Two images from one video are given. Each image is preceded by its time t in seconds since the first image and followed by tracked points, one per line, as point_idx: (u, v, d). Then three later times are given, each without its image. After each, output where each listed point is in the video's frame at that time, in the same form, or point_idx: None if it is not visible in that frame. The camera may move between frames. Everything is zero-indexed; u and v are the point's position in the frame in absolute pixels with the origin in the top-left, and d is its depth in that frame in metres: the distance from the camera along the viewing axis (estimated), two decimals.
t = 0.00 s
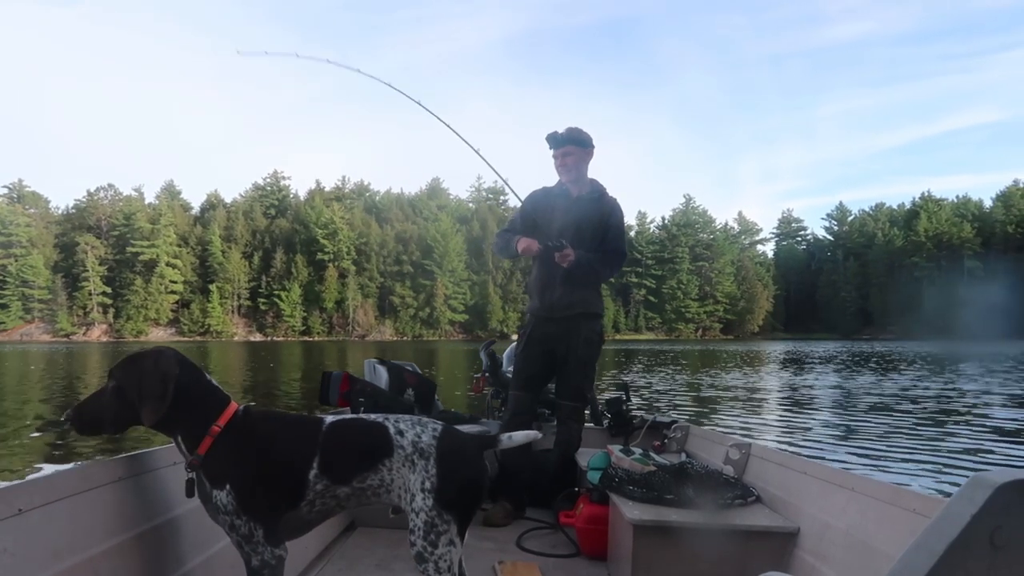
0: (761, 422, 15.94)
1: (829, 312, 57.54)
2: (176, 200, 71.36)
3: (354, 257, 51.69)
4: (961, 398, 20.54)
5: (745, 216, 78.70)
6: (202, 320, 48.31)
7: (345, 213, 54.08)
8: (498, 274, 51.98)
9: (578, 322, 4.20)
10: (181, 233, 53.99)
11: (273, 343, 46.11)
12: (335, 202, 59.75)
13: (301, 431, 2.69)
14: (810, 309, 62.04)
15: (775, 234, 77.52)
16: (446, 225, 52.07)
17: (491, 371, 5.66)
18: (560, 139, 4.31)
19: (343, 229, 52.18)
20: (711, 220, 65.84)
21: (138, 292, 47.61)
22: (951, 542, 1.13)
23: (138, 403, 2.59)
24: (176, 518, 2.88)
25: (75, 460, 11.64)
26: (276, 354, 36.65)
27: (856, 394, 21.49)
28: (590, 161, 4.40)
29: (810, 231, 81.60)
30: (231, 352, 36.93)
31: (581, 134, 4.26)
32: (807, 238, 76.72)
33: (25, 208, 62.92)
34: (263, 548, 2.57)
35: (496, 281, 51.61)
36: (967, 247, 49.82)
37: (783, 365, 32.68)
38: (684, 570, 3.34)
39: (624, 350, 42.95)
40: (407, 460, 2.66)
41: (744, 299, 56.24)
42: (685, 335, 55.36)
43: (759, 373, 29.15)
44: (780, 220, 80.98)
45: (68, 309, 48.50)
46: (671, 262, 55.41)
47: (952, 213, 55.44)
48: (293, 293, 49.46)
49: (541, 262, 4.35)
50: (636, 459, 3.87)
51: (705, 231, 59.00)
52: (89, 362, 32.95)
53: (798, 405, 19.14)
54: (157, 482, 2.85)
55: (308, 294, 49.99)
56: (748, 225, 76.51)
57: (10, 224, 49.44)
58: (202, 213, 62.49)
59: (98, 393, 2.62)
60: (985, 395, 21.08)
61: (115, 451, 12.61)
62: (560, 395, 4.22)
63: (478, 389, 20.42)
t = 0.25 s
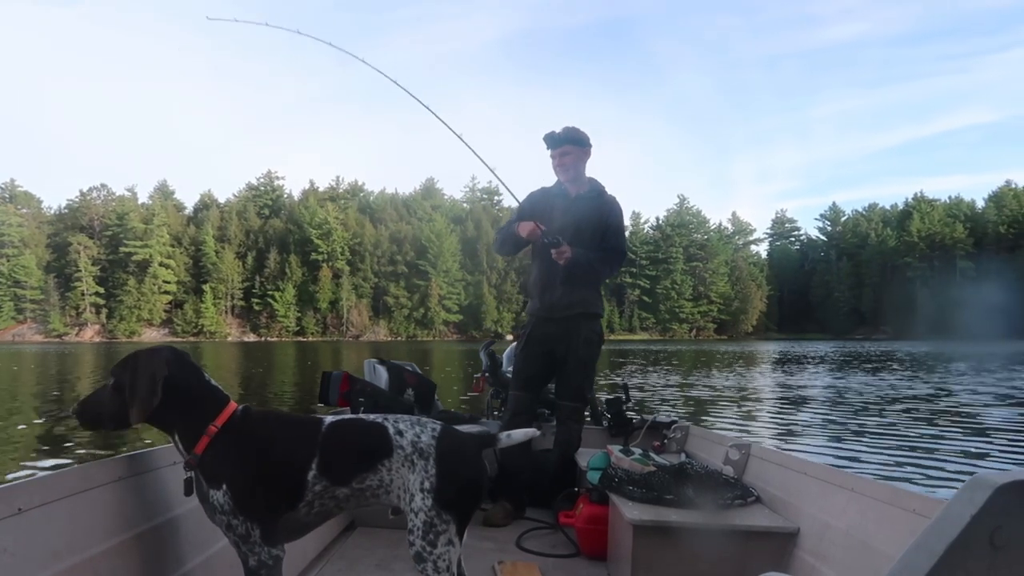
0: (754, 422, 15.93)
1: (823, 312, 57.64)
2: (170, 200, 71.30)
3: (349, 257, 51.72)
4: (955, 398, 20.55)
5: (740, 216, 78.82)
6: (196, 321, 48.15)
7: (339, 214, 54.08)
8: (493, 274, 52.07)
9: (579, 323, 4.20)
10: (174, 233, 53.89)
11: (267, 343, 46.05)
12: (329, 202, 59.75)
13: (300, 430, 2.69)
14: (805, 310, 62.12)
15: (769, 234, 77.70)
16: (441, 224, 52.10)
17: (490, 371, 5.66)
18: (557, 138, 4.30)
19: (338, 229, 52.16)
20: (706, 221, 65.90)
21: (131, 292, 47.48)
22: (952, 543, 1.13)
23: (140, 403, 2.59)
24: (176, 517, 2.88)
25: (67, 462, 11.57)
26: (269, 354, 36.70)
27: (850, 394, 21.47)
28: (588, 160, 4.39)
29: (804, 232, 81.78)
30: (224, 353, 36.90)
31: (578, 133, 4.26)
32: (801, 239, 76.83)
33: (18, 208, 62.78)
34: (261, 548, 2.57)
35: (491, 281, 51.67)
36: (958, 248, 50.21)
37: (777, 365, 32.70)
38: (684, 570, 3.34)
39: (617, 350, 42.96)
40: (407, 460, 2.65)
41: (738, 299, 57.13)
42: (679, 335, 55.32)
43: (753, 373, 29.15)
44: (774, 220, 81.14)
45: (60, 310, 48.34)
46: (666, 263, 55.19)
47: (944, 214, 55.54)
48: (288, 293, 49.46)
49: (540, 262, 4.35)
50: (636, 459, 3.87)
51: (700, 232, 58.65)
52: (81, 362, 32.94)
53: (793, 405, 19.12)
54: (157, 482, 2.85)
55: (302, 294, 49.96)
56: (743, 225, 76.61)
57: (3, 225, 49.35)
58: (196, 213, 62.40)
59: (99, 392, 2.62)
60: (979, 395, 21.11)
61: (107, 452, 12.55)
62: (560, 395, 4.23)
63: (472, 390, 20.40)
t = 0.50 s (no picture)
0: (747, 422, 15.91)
1: (816, 312, 57.78)
2: (164, 199, 71.27)
3: (343, 257, 51.75)
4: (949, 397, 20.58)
5: (734, 216, 78.96)
6: (189, 321, 48.06)
7: (333, 214, 54.11)
8: (487, 273, 52.19)
9: (580, 323, 4.20)
10: (167, 232, 53.88)
11: (261, 344, 46.06)
12: (324, 202, 59.78)
13: (300, 430, 2.69)
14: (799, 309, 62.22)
15: (763, 234, 77.86)
16: (435, 225, 52.11)
17: (490, 371, 5.66)
18: (553, 139, 4.31)
19: (332, 229, 52.16)
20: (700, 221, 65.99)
21: (125, 292, 47.49)
22: (949, 543, 1.13)
23: (142, 402, 2.60)
24: (176, 517, 2.88)
25: (60, 462, 11.55)
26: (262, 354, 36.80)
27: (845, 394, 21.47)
28: (585, 160, 4.38)
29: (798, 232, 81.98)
30: (218, 352, 36.96)
31: (574, 134, 4.26)
32: (795, 238, 76.96)
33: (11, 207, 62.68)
34: (260, 547, 2.56)
35: (485, 280, 51.80)
36: (951, 248, 49.97)
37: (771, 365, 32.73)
38: (684, 570, 3.34)
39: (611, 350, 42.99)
40: (407, 460, 2.65)
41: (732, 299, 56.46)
42: (674, 335, 55.28)
43: (747, 373, 29.18)
44: (768, 220, 81.31)
45: (54, 309, 48.25)
46: (660, 263, 54.97)
47: (938, 214, 55.47)
48: (282, 293, 49.45)
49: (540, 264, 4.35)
50: (636, 460, 3.87)
51: (694, 232, 58.38)
52: (74, 362, 33.00)
53: (788, 405, 19.11)
54: (157, 482, 2.85)
55: (297, 294, 49.97)
56: (737, 225, 76.73)
57: None
58: (190, 213, 62.37)
59: (100, 391, 2.63)
60: (973, 395, 21.15)
61: (100, 453, 12.51)
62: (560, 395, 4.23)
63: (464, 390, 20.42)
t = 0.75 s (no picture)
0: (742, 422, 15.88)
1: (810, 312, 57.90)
2: (158, 199, 71.21)
3: (337, 257, 51.81)
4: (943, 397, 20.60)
5: (728, 217, 79.08)
6: (183, 321, 47.93)
7: (328, 214, 54.13)
8: (482, 273, 52.28)
9: (580, 323, 4.20)
10: (161, 232, 53.81)
11: (255, 343, 45.99)
12: (319, 202, 59.79)
13: (300, 430, 2.69)
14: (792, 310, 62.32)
15: (757, 235, 78.00)
16: (430, 225, 52.16)
17: (491, 371, 5.66)
18: (547, 140, 4.34)
19: (327, 229, 52.17)
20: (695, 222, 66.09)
21: (119, 292, 47.45)
22: (951, 542, 1.13)
23: (142, 401, 2.59)
24: (176, 517, 2.88)
25: (51, 463, 11.49)
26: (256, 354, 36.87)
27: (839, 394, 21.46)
28: (580, 159, 4.39)
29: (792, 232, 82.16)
30: (212, 352, 36.99)
31: (568, 132, 4.28)
32: (790, 238, 77.09)
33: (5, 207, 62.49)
34: (259, 548, 2.57)
35: (480, 280, 51.87)
36: (945, 248, 50.65)
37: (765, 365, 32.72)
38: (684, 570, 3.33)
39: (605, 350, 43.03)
40: (407, 460, 2.65)
41: (727, 299, 57.55)
42: (668, 335, 55.27)
43: (741, 373, 29.18)
44: (763, 221, 81.48)
45: (47, 309, 48.12)
46: (655, 263, 54.86)
47: (931, 215, 55.58)
48: (276, 293, 49.46)
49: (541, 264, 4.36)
50: (636, 460, 3.87)
51: (689, 232, 58.27)
52: (68, 362, 33.05)
53: (782, 405, 19.08)
54: (158, 482, 2.85)
55: (291, 293, 49.92)
56: (731, 225, 76.84)
57: None
58: (183, 212, 62.28)
59: (101, 390, 2.62)
60: (966, 395, 21.18)
61: (91, 454, 12.45)
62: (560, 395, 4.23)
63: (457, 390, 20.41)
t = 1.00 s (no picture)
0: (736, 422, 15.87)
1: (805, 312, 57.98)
2: (153, 199, 71.22)
3: (332, 257, 51.91)
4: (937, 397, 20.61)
5: (723, 217, 79.21)
6: (178, 321, 47.87)
7: (322, 214, 54.20)
8: (478, 274, 52.34)
9: (579, 323, 4.20)
10: (155, 232, 53.83)
11: (250, 343, 45.99)
12: (314, 202, 59.86)
13: (300, 430, 2.69)
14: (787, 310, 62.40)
15: (751, 235, 78.15)
16: (425, 225, 52.26)
17: (491, 371, 5.66)
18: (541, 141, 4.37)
19: (322, 229, 52.19)
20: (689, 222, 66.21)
21: (113, 292, 47.48)
22: (951, 542, 1.13)
23: (143, 400, 2.59)
24: (177, 518, 2.88)
25: (43, 464, 11.46)
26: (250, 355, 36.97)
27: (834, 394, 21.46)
28: (576, 158, 4.39)
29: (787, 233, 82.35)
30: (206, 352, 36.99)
31: (562, 133, 4.30)
32: (784, 239, 77.21)
33: None
34: (259, 547, 2.57)
35: (476, 281, 51.90)
36: (939, 248, 50.79)
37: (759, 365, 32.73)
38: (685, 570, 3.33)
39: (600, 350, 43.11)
40: (406, 460, 2.65)
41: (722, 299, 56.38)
42: (664, 335, 55.29)
43: (736, 372, 29.18)
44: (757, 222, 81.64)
45: (40, 309, 48.04)
46: (651, 263, 54.92)
47: (925, 215, 55.59)
48: (271, 293, 49.46)
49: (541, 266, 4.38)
50: (636, 459, 3.87)
51: (684, 232, 58.23)
52: (61, 362, 33.13)
53: (777, 405, 19.07)
54: (159, 483, 2.85)
55: (286, 294, 49.94)
56: (726, 225, 76.95)
57: None
58: (178, 212, 62.29)
59: (102, 390, 2.62)
60: (960, 395, 21.21)
61: (85, 454, 12.43)
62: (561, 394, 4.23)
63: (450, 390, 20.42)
